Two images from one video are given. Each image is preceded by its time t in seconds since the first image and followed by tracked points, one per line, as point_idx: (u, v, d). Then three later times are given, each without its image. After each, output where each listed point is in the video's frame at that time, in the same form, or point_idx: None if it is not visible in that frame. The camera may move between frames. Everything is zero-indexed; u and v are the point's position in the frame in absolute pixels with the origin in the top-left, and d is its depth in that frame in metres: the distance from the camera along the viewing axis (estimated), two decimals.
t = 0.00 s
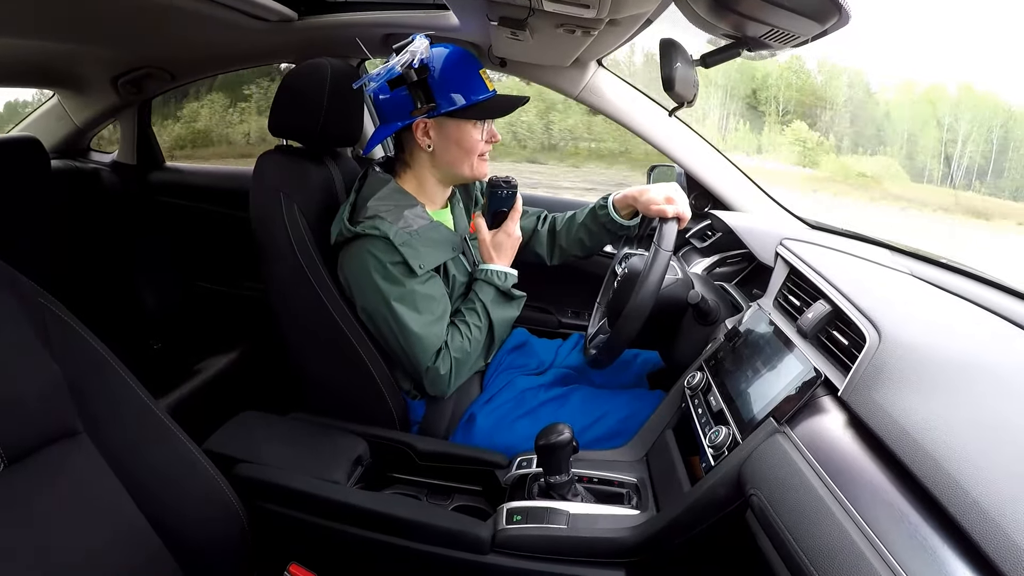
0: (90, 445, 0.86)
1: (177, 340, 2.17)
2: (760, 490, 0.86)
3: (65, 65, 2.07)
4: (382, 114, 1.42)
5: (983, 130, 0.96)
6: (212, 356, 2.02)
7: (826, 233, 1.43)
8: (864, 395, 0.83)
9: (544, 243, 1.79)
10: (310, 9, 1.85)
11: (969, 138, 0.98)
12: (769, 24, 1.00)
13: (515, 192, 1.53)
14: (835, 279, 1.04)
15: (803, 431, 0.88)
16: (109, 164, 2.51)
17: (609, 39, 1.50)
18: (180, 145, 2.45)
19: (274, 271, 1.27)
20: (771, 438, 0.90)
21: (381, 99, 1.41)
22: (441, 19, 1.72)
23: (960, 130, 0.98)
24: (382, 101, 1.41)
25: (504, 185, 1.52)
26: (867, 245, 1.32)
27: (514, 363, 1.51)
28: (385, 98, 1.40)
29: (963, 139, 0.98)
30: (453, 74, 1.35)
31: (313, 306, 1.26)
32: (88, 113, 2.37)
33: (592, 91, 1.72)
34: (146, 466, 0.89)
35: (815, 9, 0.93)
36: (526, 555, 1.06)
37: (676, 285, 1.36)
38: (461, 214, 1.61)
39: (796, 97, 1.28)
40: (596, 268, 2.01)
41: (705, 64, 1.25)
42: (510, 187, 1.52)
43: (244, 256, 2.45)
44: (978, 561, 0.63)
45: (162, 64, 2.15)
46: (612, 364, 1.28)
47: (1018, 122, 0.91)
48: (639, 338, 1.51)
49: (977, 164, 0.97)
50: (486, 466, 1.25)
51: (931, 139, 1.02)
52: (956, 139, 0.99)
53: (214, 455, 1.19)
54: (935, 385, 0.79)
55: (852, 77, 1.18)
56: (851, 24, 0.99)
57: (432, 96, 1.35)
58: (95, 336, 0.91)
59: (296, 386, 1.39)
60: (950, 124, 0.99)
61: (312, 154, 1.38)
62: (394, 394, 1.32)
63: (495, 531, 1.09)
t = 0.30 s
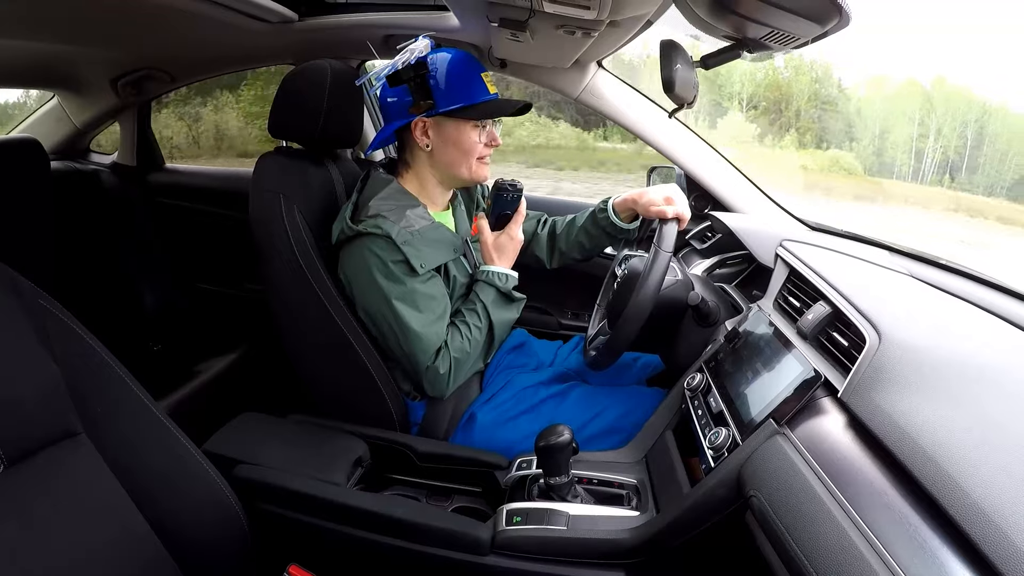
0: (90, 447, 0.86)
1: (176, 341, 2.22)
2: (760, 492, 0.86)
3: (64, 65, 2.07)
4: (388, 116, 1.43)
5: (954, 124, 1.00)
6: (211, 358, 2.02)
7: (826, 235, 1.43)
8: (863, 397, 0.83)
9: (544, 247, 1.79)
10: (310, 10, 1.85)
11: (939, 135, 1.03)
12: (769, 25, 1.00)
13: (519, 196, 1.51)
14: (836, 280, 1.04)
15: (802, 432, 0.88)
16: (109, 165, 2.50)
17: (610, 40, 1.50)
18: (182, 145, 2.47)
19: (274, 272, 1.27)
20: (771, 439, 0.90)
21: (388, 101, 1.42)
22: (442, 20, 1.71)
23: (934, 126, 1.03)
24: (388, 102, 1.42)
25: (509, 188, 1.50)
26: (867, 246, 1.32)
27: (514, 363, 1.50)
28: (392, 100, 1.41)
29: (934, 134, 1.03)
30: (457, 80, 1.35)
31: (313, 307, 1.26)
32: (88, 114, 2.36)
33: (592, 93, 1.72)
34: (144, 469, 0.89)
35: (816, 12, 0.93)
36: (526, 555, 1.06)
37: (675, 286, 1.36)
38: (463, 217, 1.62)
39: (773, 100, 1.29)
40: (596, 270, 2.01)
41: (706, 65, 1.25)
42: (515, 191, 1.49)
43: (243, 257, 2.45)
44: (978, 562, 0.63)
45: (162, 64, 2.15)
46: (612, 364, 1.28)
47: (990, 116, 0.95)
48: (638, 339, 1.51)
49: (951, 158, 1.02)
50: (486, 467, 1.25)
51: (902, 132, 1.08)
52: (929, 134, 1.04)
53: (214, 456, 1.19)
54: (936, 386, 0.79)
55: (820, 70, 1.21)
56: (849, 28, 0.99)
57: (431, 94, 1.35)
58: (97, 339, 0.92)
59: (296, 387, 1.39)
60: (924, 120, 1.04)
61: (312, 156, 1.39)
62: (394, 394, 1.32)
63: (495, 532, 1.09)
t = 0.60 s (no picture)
0: (90, 446, 0.86)
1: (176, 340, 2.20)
2: (760, 490, 0.86)
3: (63, 64, 2.06)
4: (388, 115, 1.43)
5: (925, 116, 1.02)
6: (211, 357, 2.03)
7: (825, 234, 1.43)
8: (863, 395, 0.83)
9: (543, 246, 1.79)
10: (310, 9, 1.85)
11: (909, 129, 1.04)
12: (768, 24, 1.00)
13: (520, 197, 1.52)
14: (835, 279, 1.04)
15: (802, 431, 0.88)
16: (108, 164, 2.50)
17: (609, 39, 1.50)
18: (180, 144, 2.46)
19: (273, 272, 1.27)
20: (771, 439, 0.90)
21: (388, 101, 1.42)
22: (442, 19, 1.71)
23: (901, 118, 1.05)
24: (388, 102, 1.42)
25: (509, 189, 1.51)
26: (867, 246, 1.32)
27: (513, 362, 1.51)
28: (392, 99, 1.41)
29: (904, 127, 1.05)
30: (457, 79, 1.35)
31: (313, 306, 1.26)
32: (87, 113, 2.36)
33: (591, 92, 1.72)
34: (144, 469, 0.89)
35: (816, 11, 0.93)
36: (526, 554, 1.07)
37: (675, 285, 1.35)
38: (462, 217, 1.62)
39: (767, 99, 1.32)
40: (596, 269, 2.01)
41: (706, 64, 1.25)
42: (516, 191, 1.51)
43: (243, 256, 2.45)
44: (978, 561, 0.63)
45: (162, 64, 2.14)
46: (611, 364, 1.28)
47: (963, 109, 0.95)
48: (638, 339, 1.51)
49: (921, 152, 1.03)
50: (486, 466, 1.25)
51: (870, 127, 1.10)
52: (898, 128, 1.05)
53: (213, 455, 1.19)
54: (935, 385, 0.79)
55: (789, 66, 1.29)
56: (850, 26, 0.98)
57: (433, 94, 1.35)
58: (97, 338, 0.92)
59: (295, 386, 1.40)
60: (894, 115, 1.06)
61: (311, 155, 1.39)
62: (394, 394, 1.32)
63: (494, 531, 1.09)
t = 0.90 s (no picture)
0: (89, 444, 0.86)
1: (176, 338, 2.21)
2: (759, 489, 0.86)
3: (64, 64, 2.07)
4: (386, 113, 1.44)
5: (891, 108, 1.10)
6: (211, 356, 2.03)
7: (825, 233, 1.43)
8: (862, 394, 0.83)
9: (542, 244, 1.79)
10: (309, 7, 1.85)
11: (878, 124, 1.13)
12: (767, 22, 1.00)
13: (518, 195, 1.50)
14: (834, 277, 1.04)
15: (800, 429, 0.88)
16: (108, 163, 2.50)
17: (608, 37, 1.50)
18: (182, 142, 2.47)
19: (273, 271, 1.27)
20: (770, 437, 0.90)
21: (387, 99, 1.43)
22: (441, 17, 1.71)
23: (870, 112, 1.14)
24: (388, 100, 1.43)
25: (507, 187, 1.49)
26: (867, 244, 1.32)
27: (513, 360, 1.51)
28: (391, 98, 1.41)
29: (872, 122, 1.14)
30: (456, 78, 1.35)
31: (312, 305, 1.26)
32: (87, 112, 2.36)
33: (590, 90, 1.72)
34: (142, 468, 0.89)
35: (815, 9, 0.92)
36: (526, 553, 1.06)
37: (674, 282, 1.37)
38: (461, 216, 1.62)
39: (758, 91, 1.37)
40: (595, 267, 2.01)
41: (705, 62, 1.24)
42: (514, 189, 1.48)
43: (243, 255, 2.46)
44: (978, 561, 0.63)
45: (162, 63, 2.15)
46: (611, 362, 1.28)
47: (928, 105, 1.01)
48: (638, 338, 1.51)
49: (889, 148, 1.12)
50: (486, 465, 1.25)
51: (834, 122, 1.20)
52: (867, 124, 1.15)
53: (213, 453, 1.19)
54: (933, 384, 0.79)
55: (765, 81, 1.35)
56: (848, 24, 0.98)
57: (434, 92, 1.34)
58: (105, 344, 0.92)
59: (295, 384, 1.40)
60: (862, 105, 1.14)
61: (310, 154, 1.39)
62: (393, 392, 1.32)
63: (494, 530, 1.09)
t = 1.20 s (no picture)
0: (89, 447, 0.86)
1: (174, 340, 2.20)
2: (758, 491, 0.86)
3: (63, 64, 2.06)
4: (384, 115, 1.44)
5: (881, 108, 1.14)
6: (210, 357, 2.03)
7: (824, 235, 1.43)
8: (861, 396, 0.83)
9: (542, 247, 1.79)
10: (308, 10, 1.86)
11: (849, 114, 1.20)
12: (767, 25, 1.00)
13: (518, 199, 1.54)
14: (832, 279, 1.05)
15: (799, 432, 0.88)
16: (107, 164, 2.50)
17: (606, 40, 1.50)
18: (180, 145, 2.47)
19: (272, 273, 1.27)
20: (769, 440, 0.90)
21: (384, 101, 1.43)
22: (440, 20, 1.71)
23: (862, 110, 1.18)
24: (385, 102, 1.43)
25: (507, 190, 1.53)
26: (866, 246, 1.32)
27: (513, 362, 1.51)
28: (389, 100, 1.42)
29: (841, 115, 1.21)
30: (454, 79, 1.35)
31: (311, 307, 1.26)
32: (86, 113, 2.36)
33: (589, 92, 1.71)
34: (141, 471, 0.89)
35: (815, 12, 0.93)
36: (525, 555, 1.06)
37: (673, 285, 1.36)
38: (459, 218, 1.63)
39: (742, 94, 1.41)
40: (594, 269, 2.02)
41: (704, 64, 1.23)
42: (514, 193, 1.53)
43: (242, 257, 2.46)
44: (978, 563, 0.63)
45: (161, 64, 2.15)
46: (610, 364, 1.28)
47: (906, 97, 1.08)
48: (637, 340, 1.51)
49: (862, 141, 1.19)
50: (485, 467, 1.25)
51: (806, 113, 1.27)
52: (836, 116, 1.22)
53: (212, 455, 1.20)
54: (930, 386, 0.79)
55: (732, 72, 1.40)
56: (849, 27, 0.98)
57: (434, 96, 1.35)
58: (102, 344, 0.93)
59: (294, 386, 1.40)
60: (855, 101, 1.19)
61: (308, 156, 1.39)
62: (392, 394, 1.32)
63: (493, 531, 1.09)
